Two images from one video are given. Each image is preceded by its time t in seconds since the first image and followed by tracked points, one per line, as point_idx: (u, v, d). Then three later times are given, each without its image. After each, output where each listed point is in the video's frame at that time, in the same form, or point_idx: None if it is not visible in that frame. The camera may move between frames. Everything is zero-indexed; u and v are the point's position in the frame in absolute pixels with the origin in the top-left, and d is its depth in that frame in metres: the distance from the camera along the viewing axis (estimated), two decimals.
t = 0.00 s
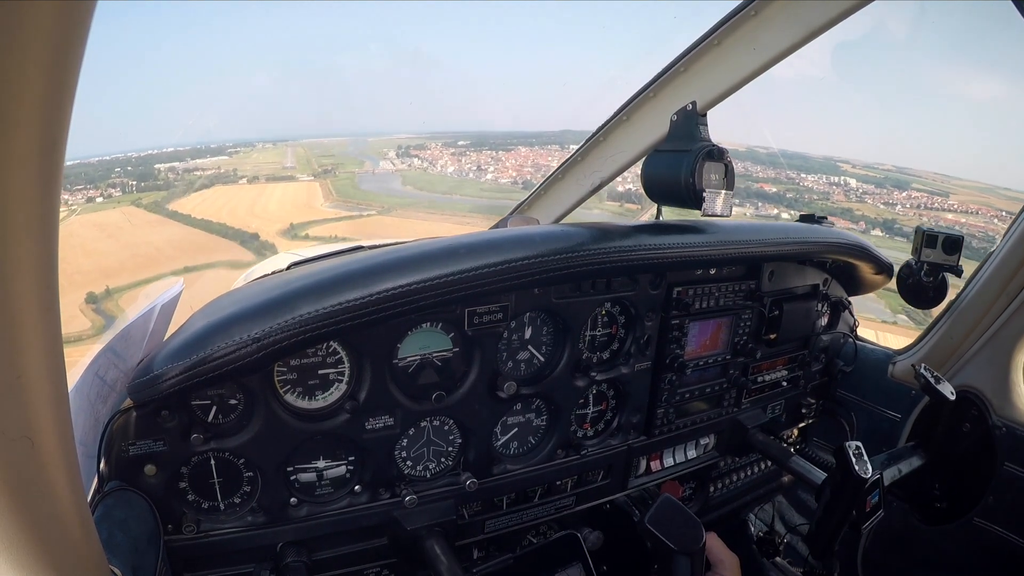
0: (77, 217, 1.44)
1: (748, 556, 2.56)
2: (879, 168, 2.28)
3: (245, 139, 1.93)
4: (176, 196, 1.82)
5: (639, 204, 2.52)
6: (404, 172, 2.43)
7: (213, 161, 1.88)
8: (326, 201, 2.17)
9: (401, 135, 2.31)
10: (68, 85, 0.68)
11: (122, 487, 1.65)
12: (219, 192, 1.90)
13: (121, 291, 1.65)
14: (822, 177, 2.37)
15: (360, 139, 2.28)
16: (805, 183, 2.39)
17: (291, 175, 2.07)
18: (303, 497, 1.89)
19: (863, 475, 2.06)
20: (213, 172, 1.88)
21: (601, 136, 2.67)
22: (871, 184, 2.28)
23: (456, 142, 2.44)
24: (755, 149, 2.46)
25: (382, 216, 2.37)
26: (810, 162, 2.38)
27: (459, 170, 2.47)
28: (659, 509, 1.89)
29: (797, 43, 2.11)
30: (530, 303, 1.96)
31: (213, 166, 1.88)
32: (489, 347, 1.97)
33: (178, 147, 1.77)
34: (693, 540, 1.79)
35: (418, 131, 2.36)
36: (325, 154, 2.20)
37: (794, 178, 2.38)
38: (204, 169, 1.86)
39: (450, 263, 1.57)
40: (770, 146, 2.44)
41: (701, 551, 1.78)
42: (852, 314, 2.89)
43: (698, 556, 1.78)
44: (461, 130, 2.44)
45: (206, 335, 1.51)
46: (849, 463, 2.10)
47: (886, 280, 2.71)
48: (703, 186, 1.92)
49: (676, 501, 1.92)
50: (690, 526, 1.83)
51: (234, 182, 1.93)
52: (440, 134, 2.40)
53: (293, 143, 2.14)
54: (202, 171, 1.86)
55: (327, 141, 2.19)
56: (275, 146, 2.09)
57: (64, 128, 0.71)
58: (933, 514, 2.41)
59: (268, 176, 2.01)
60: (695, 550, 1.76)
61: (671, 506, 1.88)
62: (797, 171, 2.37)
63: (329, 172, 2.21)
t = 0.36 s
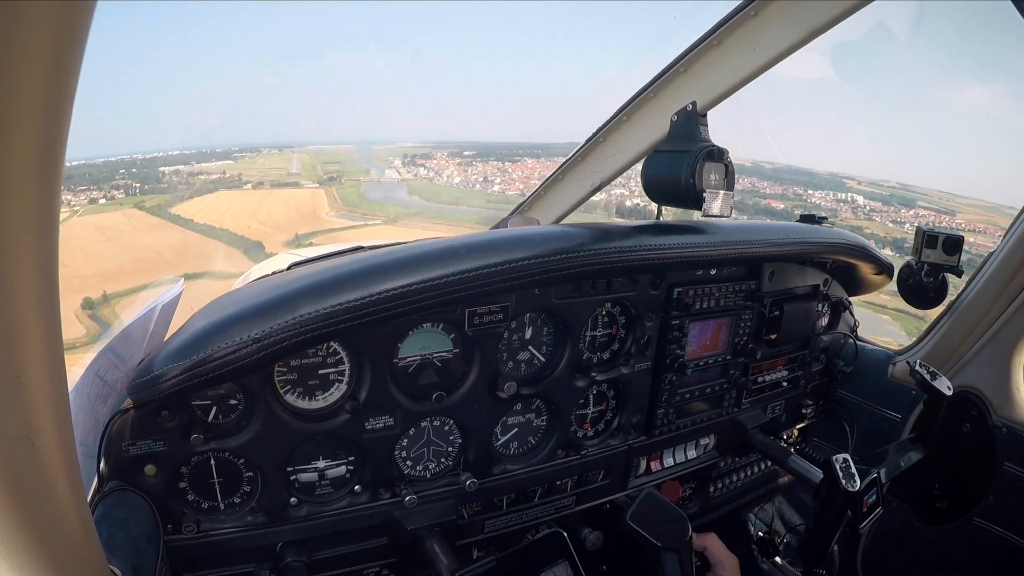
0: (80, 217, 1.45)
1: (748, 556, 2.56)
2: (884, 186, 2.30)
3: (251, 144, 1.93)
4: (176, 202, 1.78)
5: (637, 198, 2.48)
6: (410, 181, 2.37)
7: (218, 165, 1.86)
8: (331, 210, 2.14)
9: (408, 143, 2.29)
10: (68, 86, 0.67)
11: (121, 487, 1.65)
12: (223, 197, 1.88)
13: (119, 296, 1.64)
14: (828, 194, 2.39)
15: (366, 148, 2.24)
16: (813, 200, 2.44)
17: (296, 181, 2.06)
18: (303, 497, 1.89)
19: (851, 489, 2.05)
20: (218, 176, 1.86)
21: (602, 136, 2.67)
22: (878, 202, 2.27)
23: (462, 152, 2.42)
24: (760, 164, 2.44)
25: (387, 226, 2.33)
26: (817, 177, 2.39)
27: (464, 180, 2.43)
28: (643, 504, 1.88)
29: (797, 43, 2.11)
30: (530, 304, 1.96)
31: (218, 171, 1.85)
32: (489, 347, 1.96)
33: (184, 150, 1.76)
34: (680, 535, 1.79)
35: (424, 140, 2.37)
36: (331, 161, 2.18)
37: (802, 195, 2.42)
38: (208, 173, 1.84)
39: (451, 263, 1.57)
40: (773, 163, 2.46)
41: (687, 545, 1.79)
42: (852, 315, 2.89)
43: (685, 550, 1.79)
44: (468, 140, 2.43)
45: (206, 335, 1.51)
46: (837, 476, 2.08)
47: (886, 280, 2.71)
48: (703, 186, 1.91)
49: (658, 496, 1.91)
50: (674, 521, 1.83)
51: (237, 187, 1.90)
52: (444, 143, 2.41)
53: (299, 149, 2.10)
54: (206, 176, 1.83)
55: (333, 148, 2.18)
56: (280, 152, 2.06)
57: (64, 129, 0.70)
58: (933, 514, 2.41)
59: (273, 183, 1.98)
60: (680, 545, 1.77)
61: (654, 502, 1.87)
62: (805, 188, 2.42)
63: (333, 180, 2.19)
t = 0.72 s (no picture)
0: (82, 205, 1.47)
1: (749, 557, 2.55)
2: (889, 217, 2.34)
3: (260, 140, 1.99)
4: (181, 195, 1.79)
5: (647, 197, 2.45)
6: (418, 190, 2.51)
7: (225, 160, 1.91)
8: (337, 212, 2.17)
9: (416, 150, 2.45)
10: (68, 86, 0.68)
11: (122, 487, 1.66)
12: (229, 192, 1.89)
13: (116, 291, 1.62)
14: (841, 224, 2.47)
15: (374, 151, 2.37)
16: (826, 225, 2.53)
17: (303, 181, 2.08)
18: (304, 498, 1.89)
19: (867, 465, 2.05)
20: (225, 169, 1.90)
21: (601, 136, 2.67)
22: (886, 233, 2.38)
23: (470, 162, 2.56)
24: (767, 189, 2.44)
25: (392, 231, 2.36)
26: (824, 207, 2.46)
27: (474, 191, 2.56)
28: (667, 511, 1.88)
29: (797, 43, 2.11)
30: (530, 303, 1.96)
31: (224, 165, 1.90)
32: (489, 347, 1.97)
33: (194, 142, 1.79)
34: (702, 540, 1.78)
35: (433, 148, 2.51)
36: (339, 163, 2.23)
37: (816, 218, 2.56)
38: (215, 167, 1.88)
39: (451, 263, 1.57)
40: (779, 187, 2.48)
41: (708, 552, 1.78)
42: (852, 315, 2.90)
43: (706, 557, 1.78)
44: (476, 150, 2.58)
45: (206, 335, 1.51)
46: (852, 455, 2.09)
47: (886, 280, 2.71)
48: (703, 186, 1.91)
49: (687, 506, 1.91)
50: (695, 527, 1.82)
51: (245, 183, 1.93)
52: (454, 152, 2.55)
53: (307, 149, 2.17)
54: (213, 169, 1.87)
55: (342, 150, 2.24)
56: (289, 151, 2.12)
57: (64, 128, 0.71)
58: (933, 515, 2.41)
59: (279, 180, 2.00)
60: (702, 551, 1.76)
61: (682, 509, 1.87)
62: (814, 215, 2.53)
63: (342, 181, 2.24)
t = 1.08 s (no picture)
0: (91, 202, 1.51)
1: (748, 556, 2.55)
2: (905, 224, 2.36)
3: (271, 140, 2.06)
4: (192, 192, 1.83)
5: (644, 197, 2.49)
6: (430, 190, 2.52)
7: (236, 159, 1.96)
8: (348, 213, 2.21)
9: (428, 150, 2.47)
10: (69, 86, 0.67)
11: (121, 487, 1.65)
12: (238, 191, 1.94)
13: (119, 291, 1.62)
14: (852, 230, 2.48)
15: (386, 152, 2.42)
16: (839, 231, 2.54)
17: (314, 180, 2.13)
18: (304, 497, 1.89)
19: (882, 447, 2.05)
20: (236, 169, 1.95)
21: (601, 136, 2.67)
22: (899, 239, 2.41)
23: (483, 164, 2.59)
24: (781, 196, 2.50)
25: (405, 233, 2.33)
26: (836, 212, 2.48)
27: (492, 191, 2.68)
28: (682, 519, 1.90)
29: (797, 43, 2.11)
30: (530, 303, 1.96)
31: (236, 164, 1.95)
32: (489, 347, 1.96)
33: (203, 140, 1.81)
34: (713, 547, 1.79)
35: (446, 150, 2.53)
36: (351, 163, 2.31)
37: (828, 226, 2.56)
38: (226, 166, 1.93)
39: (451, 263, 1.57)
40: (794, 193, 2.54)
41: (719, 560, 1.78)
42: (852, 314, 2.90)
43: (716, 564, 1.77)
44: (489, 152, 2.61)
45: (206, 335, 1.51)
46: (868, 437, 2.10)
47: (886, 280, 2.71)
48: (703, 187, 1.91)
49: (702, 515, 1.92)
50: (706, 533, 1.83)
51: (255, 182, 1.98)
52: (466, 154, 2.57)
53: (319, 149, 2.25)
54: (224, 168, 1.92)
55: (353, 151, 2.31)
56: (301, 151, 2.19)
57: (64, 128, 0.70)
58: (934, 514, 2.42)
59: (290, 180, 2.06)
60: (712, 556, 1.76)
61: (695, 517, 1.88)
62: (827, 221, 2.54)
63: (353, 182, 2.29)
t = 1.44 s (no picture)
0: (100, 203, 1.51)
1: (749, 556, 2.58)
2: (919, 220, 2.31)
3: (283, 140, 1.99)
4: (202, 194, 1.81)
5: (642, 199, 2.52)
6: (443, 189, 2.53)
7: (247, 159, 1.91)
8: (360, 214, 2.19)
9: (440, 150, 2.47)
10: (69, 85, 0.67)
11: (121, 487, 1.65)
12: (251, 191, 1.90)
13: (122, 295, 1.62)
14: (866, 228, 2.43)
15: (397, 152, 2.36)
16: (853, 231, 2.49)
17: (325, 180, 2.08)
18: (304, 498, 1.89)
19: (887, 441, 2.06)
20: (247, 169, 1.91)
21: (601, 136, 2.67)
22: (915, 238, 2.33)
23: (494, 162, 2.60)
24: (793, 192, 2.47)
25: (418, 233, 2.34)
26: (850, 210, 2.42)
27: (504, 190, 2.76)
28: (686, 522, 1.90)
29: (796, 43, 2.11)
30: (530, 303, 1.96)
31: (247, 165, 1.90)
32: (489, 348, 1.97)
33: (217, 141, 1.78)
34: (716, 550, 1.79)
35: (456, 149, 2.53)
36: (361, 162, 2.24)
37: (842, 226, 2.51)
38: (238, 166, 1.89)
39: (451, 263, 1.57)
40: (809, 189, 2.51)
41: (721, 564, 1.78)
42: (851, 315, 2.90)
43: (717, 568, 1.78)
44: (500, 151, 2.61)
45: (205, 335, 1.51)
46: (874, 431, 2.10)
47: (886, 280, 2.71)
48: (702, 186, 1.92)
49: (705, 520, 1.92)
50: (708, 537, 1.84)
51: (267, 182, 1.95)
52: (477, 152, 2.57)
53: (330, 149, 2.18)
54: (235, 169, 1.88)
55: (363, 149, 2.24)
56: (311, 150, 2.12)
57: (64, 128, 0.70)
58: (934, 515, 2.42)
59: (301, 180, 2.01)
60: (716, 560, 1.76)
61: (700, 521, 1.89)
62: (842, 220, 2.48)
63: (364, 181, 2.25)
